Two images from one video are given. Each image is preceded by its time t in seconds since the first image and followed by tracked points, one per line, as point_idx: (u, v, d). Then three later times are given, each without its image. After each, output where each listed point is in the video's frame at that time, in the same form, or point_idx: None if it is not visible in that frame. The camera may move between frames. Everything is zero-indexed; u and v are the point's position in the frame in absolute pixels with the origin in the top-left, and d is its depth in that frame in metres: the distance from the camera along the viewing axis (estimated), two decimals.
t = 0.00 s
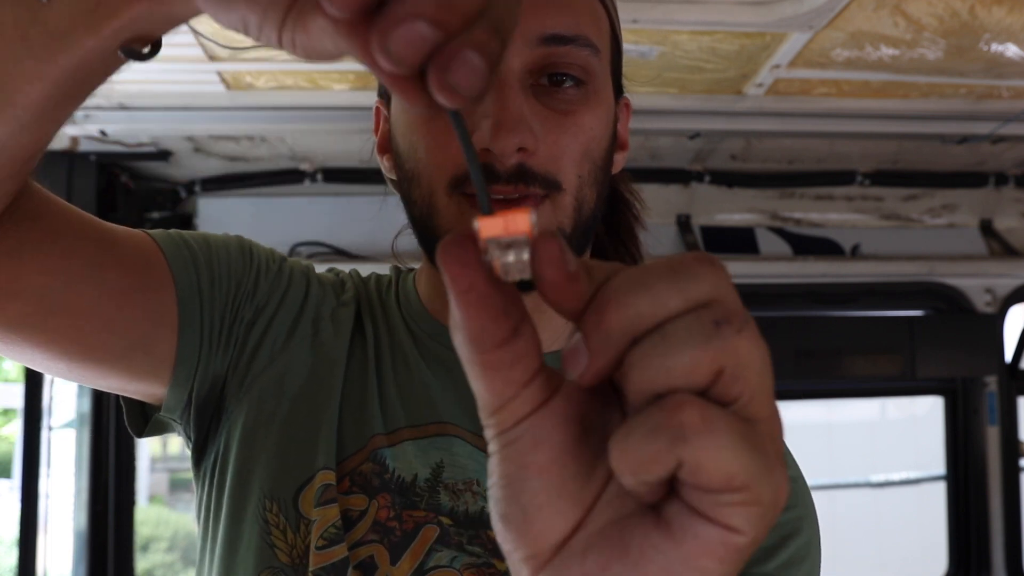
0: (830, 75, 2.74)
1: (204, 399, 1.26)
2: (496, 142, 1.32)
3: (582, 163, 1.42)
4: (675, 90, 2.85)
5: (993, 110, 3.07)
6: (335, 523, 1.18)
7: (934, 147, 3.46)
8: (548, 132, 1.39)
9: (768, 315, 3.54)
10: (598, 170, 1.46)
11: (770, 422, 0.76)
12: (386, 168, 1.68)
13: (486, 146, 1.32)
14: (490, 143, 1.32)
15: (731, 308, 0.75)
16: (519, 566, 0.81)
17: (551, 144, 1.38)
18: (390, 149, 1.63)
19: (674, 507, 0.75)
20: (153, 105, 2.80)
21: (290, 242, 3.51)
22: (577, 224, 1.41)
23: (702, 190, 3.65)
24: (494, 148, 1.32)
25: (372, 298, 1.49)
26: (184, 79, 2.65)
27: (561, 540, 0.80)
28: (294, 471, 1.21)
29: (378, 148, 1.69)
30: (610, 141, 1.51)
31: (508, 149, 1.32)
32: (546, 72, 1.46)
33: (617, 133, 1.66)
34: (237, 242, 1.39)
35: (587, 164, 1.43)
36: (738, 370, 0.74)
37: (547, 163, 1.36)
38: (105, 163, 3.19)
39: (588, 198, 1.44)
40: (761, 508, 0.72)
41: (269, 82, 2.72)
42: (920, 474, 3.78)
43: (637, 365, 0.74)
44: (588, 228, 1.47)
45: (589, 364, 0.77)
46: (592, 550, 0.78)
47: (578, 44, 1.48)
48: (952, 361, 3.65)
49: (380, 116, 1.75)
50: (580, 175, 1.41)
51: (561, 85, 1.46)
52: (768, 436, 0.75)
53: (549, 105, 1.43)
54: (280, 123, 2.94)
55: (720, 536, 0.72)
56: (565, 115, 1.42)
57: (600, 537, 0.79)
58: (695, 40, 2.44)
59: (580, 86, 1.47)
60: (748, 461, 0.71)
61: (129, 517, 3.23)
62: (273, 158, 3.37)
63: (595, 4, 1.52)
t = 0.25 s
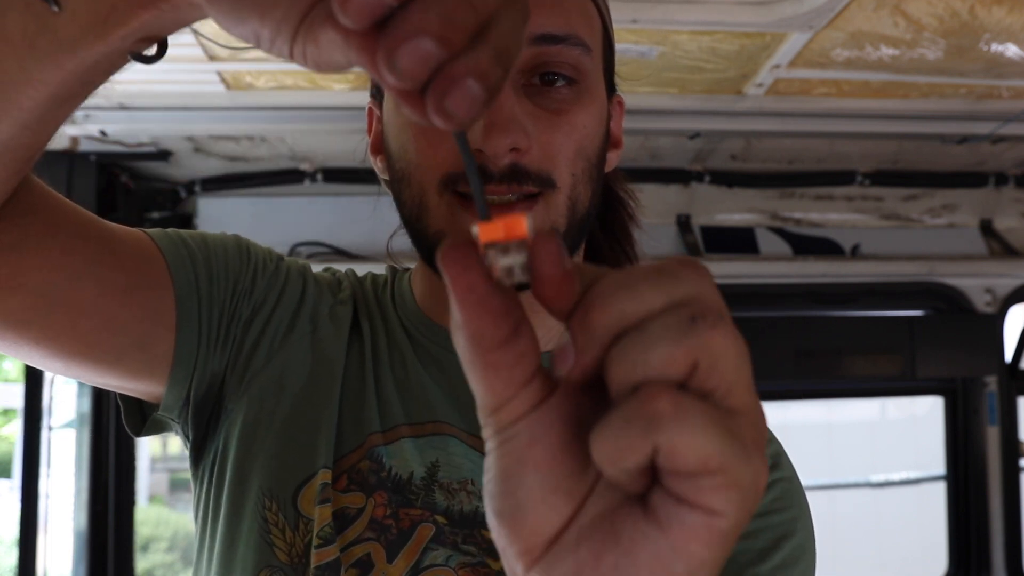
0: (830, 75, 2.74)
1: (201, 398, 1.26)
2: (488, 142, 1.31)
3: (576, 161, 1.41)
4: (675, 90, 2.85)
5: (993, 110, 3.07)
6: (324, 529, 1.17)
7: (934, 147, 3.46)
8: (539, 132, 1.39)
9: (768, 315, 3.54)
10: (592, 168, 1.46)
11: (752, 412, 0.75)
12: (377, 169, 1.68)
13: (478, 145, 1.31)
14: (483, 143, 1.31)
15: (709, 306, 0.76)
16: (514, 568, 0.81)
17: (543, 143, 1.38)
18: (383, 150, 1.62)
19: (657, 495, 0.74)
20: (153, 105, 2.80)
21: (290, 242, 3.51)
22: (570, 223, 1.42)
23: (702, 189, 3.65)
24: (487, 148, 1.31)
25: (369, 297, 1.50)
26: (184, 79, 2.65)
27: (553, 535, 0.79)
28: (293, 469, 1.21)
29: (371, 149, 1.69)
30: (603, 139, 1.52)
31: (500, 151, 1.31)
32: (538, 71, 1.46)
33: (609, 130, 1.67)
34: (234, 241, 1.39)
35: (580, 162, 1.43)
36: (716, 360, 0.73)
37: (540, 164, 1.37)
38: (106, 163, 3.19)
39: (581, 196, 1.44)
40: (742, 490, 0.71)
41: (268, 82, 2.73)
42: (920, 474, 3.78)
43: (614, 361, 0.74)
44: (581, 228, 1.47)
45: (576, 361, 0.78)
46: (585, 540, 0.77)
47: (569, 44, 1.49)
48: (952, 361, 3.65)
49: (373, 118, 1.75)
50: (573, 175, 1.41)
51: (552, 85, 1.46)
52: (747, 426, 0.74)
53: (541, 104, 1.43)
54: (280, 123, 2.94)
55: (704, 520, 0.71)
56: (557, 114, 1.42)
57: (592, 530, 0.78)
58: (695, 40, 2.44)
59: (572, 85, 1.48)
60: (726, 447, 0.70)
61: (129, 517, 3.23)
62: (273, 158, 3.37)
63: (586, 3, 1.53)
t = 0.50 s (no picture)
0: (830, 75, 2.74)
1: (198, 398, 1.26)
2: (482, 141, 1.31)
3: (569, 161, 1.42)
4: (675, 90, 2.85)
5: (993, 110, 3.07)
6: (320, 529, 1.16)
7: (934, 147, 3.45)
8: (533, 131, 1.39)
9: (768, 315, 3.54)
10: (584, 168, 1.47)
11: (743, 410, 0.77)
12: (372, 170, 1.68)
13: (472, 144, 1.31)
14: (478, 142, 1.31)
15: (700, 306, 0.77)
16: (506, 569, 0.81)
17: (537, 143, 1.38)
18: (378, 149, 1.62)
19: (649, 498, 0.76)
20: (154, 105, 2.80)
21: (290, 243, 3.51)
22: (564, 222, 1.42)
23: (702, 190, 3.65)
24: (482, 146, 1.31)
25: (365, 295, 1.50)
26: (185, 79, 2.65)
27: (548, 536, 0.79)
28: (290, 468, 1.21)
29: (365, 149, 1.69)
30: (596, 139, 1.52)
31: (494, 148, 1.31)
32: (532, 71, 1.45)
33: (603, 130, 1.67)
34: (229, 242, 1.39)
35: (573, 162, 1.43)
36: (710, 360, 0.74)
37: (534, 163, 1.37)
38: (106, 163, 3.19)
39: (574, 196, 1.44)
40: (733, 494, 0.73)
41: (268, 82, 2.72)
42: (920, 474, 3.77)
43: (608, 361, 0.75)
44: (576, 227, 1.47)
45: (567, 360, 0.78)
46: (579, 541, 0.78)
47: (563, 43, 1.49)
48: (952, 361, 3.65)
49: (366, 117, 1.75)
50: (566, 174, 1.42)
51: (546, 85, 1.47)
52: (739, 427, 0.76)
53: (535, 104, 1.43)
54: (280, 123, 2.94)
55: (694, 522, 0.73)
56: (550, 114, 1.42)
57: (587, 529, 0.78)
58: (695, 40, 2.44)
59: (565, 85, 1.48)
60: (718, 450, 0.72)
61: (129, 517, 3.23)
62: (273, 158, 3.37)
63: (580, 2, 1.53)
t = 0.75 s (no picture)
0: (830, 75, 2.74)
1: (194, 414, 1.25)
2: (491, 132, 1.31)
3: (575, 159, 1.43)
4: (675, 90, 2.84)
5: (993, 110, 3.07)
6: (313, 533, 1.17)
7: (934, 147, 3.46)
8: (541, 127, 1.40)
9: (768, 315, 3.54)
10: (590, 166, 1.48)
11: (784, 478, 0.73)
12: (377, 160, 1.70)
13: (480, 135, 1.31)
14: (485, 133, 1.31)
15: (735, 365, 0.72)
16: None
17: (545, 139, 1.40)
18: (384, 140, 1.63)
19: None
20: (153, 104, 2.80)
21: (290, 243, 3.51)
22: (568, 220, 1.43)
23: (702, 190, 3.65)
24: (490, 137, 1.31)
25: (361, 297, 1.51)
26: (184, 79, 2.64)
27: None
28: (288, 473, 1.21)
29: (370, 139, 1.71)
30: (603, 137, 1.53)
31: (503, 139, 1.31)
32: (542, 67, 1.45)
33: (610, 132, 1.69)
34: (201, 268, 1.35)
35: (579, 160, 1.45)
36: (746, 430, 0.70)
37: (541, 159, 1.38)
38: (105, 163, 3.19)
39: (579, 195, 1.46)
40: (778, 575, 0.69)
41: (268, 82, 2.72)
42: (920, 474, 3.77)
43: (634, 430, 0.69)
44: (579, 225, 1.48)
45: (597, 412, 0.74)
46: None
47: (576, 39, 1.46)
48: (952, 361, 3.65)
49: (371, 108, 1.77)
50: (572, 172, 1.43)
51: (557, 81, 1.46)
52: (776, 498, 0.71)
53: (544, 100, 1.43)
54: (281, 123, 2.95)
55: None
56: (560, 110, 1.43)
57: None
58: (695, 40, 2.44)
59: (576, 81, 1.47)
60: (758, 530, 0.68)
61: (129, 517, 3.17)
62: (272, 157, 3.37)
63: None
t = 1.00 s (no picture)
0: (830, 75, 2.74)
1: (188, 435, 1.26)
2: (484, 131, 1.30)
3: (570, 160, 1.42)
4: (675, 90, 2.84)
5: (993, 110, 3.07)
6: (294, 551, 1.15)
7: (934, 147, 3.46)
8: (534, 125, 1.39)
9: (767, 315, 3.55)
10: (586, 167, 1.47)
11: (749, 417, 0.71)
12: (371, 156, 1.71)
13: (473, 134, 1.31)
14: (478, 131, 1.31)
15: (694, 306, 0.71)
16: None
17: (539, 138, 1.38)
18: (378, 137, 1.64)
19: (669, 513, 0.67)
20: (153, 104, 2.81)
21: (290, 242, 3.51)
22: (561, 222, 1.42)
23: (702, 190, 3.65)
24: (482, 136, 1.30)
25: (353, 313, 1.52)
26: (185, 79, 2.64)
27: None
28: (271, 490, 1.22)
29: (368, 136, 1.73)
30: (600, 138, 1.51)
31: (496, 139, 1.31)
32: (538, 65, 1.44)
33: (609, 133, 1.67)
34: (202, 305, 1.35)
35: (574, 161, 1.43)
36: (710, 357, 0.69)
37: (534, 159, 1.37)
38: (106, 163, 3.20)
39: (573, 197, 1.45)
40: (758, 492, 0.67)
41: (269, 82, 2.72)
42: (920, 474, 3.77)
43: (605, 370, 0.68)
44: (573, 227, 1.48)
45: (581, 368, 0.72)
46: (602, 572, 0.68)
47: (573, 37, 1.46)
48: (952, 361, 3.65)
49: (368, 105, 1.78)
50: (566, 173, 1.42)
51: (553, 80, 1.45)
52: (747, 425, 0.70)
53: (540, 98, 1.42)
54: (282, 123, 2.95)
55: (726, 529, 0.65)
56: (556, 109, 1.42)
57: (605, 561, 0.68)
58: (695, 40, 2.44)
59: (572, 81, 1.46)
60: (734, 449, 0.66)
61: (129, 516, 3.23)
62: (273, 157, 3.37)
63: None
